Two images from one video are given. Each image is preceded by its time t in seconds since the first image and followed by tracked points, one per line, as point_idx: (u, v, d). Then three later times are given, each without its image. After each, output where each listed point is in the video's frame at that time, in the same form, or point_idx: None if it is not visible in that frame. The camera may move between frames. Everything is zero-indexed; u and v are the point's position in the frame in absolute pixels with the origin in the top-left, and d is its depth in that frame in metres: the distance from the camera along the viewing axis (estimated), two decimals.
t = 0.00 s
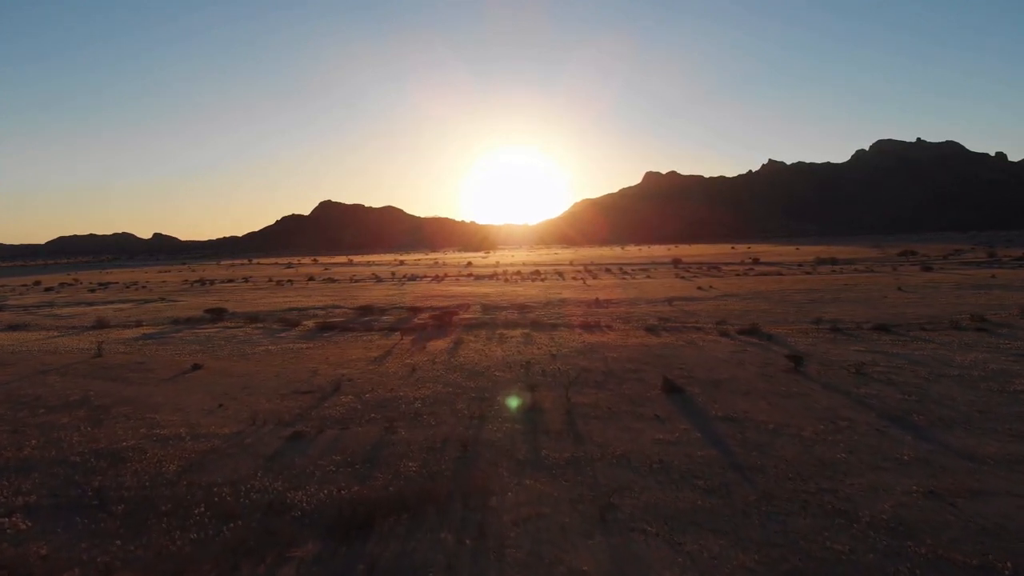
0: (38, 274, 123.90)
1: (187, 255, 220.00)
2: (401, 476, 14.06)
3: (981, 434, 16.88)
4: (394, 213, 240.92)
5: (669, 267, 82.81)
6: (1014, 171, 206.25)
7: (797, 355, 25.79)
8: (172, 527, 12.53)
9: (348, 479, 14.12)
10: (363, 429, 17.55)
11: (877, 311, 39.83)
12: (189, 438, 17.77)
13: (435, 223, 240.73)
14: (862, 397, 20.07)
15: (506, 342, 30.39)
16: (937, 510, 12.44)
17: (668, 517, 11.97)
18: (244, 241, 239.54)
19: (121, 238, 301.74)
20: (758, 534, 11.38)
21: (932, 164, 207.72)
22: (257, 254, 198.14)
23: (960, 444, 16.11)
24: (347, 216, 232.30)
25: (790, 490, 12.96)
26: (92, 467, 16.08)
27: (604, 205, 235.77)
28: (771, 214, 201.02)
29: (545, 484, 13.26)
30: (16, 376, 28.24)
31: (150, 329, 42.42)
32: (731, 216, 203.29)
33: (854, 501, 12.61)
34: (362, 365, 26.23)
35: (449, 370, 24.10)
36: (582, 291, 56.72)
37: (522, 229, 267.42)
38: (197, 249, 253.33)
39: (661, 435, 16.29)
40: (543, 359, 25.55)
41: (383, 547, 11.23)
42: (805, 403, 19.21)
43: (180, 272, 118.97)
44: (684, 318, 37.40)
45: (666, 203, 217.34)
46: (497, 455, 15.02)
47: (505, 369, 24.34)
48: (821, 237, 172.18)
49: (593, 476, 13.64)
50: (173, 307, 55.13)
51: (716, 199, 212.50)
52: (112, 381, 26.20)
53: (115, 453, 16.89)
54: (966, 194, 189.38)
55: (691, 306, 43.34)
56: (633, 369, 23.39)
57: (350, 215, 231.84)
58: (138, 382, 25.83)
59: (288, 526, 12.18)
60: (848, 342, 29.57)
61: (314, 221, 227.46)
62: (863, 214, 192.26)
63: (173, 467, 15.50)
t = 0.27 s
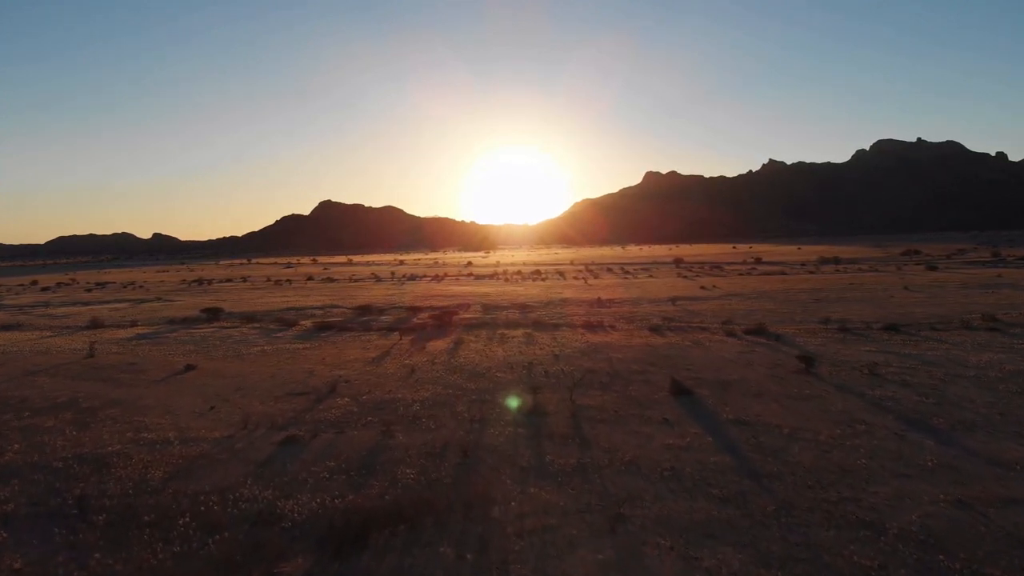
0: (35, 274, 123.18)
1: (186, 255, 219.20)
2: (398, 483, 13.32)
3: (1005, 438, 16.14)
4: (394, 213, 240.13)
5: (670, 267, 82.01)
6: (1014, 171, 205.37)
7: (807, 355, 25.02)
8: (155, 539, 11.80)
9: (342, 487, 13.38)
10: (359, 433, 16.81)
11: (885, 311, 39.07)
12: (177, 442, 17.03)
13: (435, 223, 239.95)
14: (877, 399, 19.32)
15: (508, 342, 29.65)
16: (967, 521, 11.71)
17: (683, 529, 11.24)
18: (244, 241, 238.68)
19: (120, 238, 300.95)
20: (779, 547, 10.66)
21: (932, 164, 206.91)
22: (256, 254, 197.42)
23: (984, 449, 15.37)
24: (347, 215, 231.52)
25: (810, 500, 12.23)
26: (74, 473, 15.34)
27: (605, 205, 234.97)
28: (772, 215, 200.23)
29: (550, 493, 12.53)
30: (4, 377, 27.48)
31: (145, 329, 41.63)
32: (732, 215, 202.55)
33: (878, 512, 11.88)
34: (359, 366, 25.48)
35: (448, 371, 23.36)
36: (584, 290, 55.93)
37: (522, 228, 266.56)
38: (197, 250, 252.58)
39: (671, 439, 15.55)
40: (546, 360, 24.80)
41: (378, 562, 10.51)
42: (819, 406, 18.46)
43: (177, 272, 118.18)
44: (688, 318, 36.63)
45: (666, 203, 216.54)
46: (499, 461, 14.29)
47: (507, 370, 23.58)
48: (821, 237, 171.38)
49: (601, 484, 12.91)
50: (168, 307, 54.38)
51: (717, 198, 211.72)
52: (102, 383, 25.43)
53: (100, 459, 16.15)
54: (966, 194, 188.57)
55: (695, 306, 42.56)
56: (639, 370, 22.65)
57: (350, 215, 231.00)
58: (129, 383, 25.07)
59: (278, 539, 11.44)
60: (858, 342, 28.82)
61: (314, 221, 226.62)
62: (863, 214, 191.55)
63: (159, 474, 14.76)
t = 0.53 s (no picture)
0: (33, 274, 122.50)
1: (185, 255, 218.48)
2: (395, 491, 12.68)
3: None
4: (394, 213, 239.41)
5: (672, 266, 81.35)
6: (1015, 171, 204.63)
7: (817, 355, 24.34)
8: (137, 551, 11.15)
9: (336, 495, 12.74)
10: (355, 437, 16.16)
11: (892, 310, 38.38)
12: (165, 446, 16.39)
13: (435, 223, 239.21)
14: (892, 401, 18.66)
15: (509, 343, 28.99)
16: (996, 531, 11.08)
17: (696, 540, 10.60)
18: (243, 241, 237.95)
19: (120, 238, 300.24)
20: (799, 561, 10.03)
21: (933, 164, 206.18)
22: (255, 254, 196.81)
23: (1007, 454, 14.73)
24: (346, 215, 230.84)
25: (829, 510, 11.59)
26: (58, 479, 14.69)
27: (605, 205, 234.33)
28: (773, 215, 199.55)
29: (555, 501, 11.89)
30: None
31: (139, 330, 40.93)
32: (732, 215, 201.82)
33: (902, 522, 11.25)
34: (357, 367, 24.81)
35: (447, 372, 22.71)
36: (586, 290, 55.26)
37: (522, 228, 265.83)
38: (196, 250, 251.93)
39: (680, 443, 14.92)
40: (548, 361, 24.14)
41: None
42: (833, 408, 17.81)
43: (175, 272, 117.52)
44: (692, 318, 35.98)
45: (667, 203, 215.83)
46: (501, 466, 13.65)
47: (509, 371, 22.92)
48: (821, 237, 170.66)
49: (608, 492, 12.27)
50: (164, 307, 53.70)
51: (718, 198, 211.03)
52: (93, 384, 24.76)
53: (85, 464, 15.49)
54: (966, 194, 187.89)
55: (698, 305, 41.88)
56: (644, 371, 21.99)
57: (350, 214, 230.29)
58: (120, 385, 24.39)
59: (267, 551, 10.80)
60: (867, 342, 28.16)
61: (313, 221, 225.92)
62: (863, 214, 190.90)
63: (146, 481, 14.10)
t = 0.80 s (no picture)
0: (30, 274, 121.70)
1: (184, 255, 217.71)
2: (391, 500, 11.95)
3: None
4: (394, 212, 238.66)
5: (673, 266, 80.62)
6: (1016, 171, 203.80)
7: (828, 355, 23.61)
8: (114, 566, 10.42)
9: (329, 504, 12.02)
10: (350, 441, 15.42)
11: (899, 310, 37.65)
12: (151, 451, 15.64)
13: (435, 223, 238.49)
14: (910, 403, 17.94)
15: (511, 342, 28.23)
16: None
17: (714, 554, 9.89)
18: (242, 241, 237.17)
19: (119, 237, 299.48)
20: None
21: (933, 164, 205.37)
22: (254, 254, 196.05)
23: None
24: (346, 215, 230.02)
25: (855, 523, 10.88)
26: (36, 487, 13.95)
27: (606, 205, 233.60)
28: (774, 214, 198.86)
29: (562, 512, 11.17)
30: None
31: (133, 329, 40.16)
32: (733, 215, 201.08)
33: (933, 535, 10.56)
34: (354, 368, 24.07)
35: (447, 373, 21.96)
36: (587, 289, 54.55)
37: (522, 228, 264.99)
38: (195, 250, 251.10)
39: (692, 449, 14.18)
40: (551, 361, 23.40)
41: None
42: (849, 411, 17.08)
43: (173, 272, 116.71)
44: (697, 317, 35.27)
45: (667, 203, 215.13)
46: (503, 473, 12.92)
47: (510, 371, 22.18)
48: (822, 237, 169.89)
49: (618, 501, 11.55)
50: (160, 306, 52.90)
51: (719, 198, 210.23)
52: (82, 385, 24.00)
53: (66, 471, 14.76)
54: (967, 194, 187.12)
55: (702, 305, 41.14)
56: (651, 372, 21.26)
57: (349, 215, 229.56)
58: (110, 386, 23.65)
59: (253, 566, 10.08)
60: (878, 342, 27.41)
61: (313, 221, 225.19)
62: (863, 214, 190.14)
63: (128, 489, 13.37)
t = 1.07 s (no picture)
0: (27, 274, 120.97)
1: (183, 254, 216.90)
2: (387, 511, 11.19)
3: None
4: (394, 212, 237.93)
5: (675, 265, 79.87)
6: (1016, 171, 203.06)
7: (841, 356, 22.84)
8: None
9: (321, 515, 11.26)
10: (344, 446, 14.65)
11: (908, 309, 36.87)
12: (135, 457, 14.88)
13: (435, 223, 237.74)
14: (930, 406, 17.18)
15: (512, 343, 27.46)
16: None
17: (736, 572, 9.14)
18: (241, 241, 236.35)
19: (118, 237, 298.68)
20: None
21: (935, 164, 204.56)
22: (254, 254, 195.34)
23: None
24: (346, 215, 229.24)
25: (885, 538, 10.14)
26: (11, 495, 13.19)
27: (606, 204, 232.82)
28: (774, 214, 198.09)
29: (570, 524, 10.41)
30: None
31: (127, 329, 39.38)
32: (734, 215, 200.29)
33: (971, 550, 9.80)
34: (350, 369, 23.31)
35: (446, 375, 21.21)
36: (589, 289, 53.81)
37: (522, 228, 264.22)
38: (195, 250, 250.41)
39: (706, 455, 13.42)
40: (554, 362, 22.63)
41: None
42: (868, 415, 16.32)
43: (170, 271, 115.89)
44: (702, 317, 34.51)
45: (668, 203, 214.39)
46: (506, 482, 12.16)
47: (512, 372, 21.42)
48: (823, 237, 169.18)
49: (629, 513, 10.80)
50: (155, 306, 52.12)
51: (719, 198, 209.51)
52: (69, 386, 23.24)
53: (44, 478, 13.99)
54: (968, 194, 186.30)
55: (707, 304, 40.37)
56: (658, 373, 20.50)
57: (349, 214, 228.77)
58: (98, 388, 22.88)
59: None
60: (890, 342, 26.63)
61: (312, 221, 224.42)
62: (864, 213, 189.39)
63: (108, 499, 12.61)
